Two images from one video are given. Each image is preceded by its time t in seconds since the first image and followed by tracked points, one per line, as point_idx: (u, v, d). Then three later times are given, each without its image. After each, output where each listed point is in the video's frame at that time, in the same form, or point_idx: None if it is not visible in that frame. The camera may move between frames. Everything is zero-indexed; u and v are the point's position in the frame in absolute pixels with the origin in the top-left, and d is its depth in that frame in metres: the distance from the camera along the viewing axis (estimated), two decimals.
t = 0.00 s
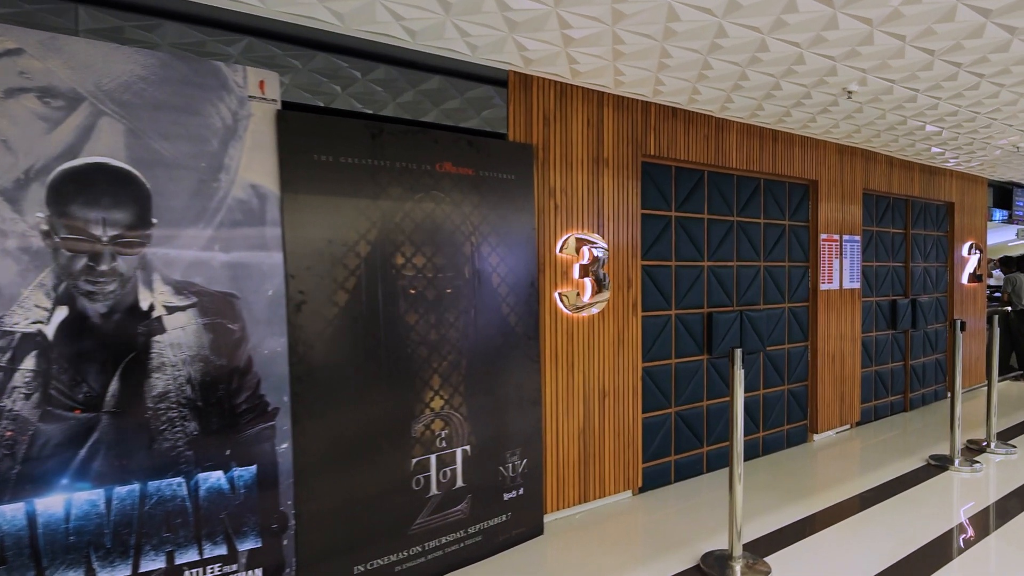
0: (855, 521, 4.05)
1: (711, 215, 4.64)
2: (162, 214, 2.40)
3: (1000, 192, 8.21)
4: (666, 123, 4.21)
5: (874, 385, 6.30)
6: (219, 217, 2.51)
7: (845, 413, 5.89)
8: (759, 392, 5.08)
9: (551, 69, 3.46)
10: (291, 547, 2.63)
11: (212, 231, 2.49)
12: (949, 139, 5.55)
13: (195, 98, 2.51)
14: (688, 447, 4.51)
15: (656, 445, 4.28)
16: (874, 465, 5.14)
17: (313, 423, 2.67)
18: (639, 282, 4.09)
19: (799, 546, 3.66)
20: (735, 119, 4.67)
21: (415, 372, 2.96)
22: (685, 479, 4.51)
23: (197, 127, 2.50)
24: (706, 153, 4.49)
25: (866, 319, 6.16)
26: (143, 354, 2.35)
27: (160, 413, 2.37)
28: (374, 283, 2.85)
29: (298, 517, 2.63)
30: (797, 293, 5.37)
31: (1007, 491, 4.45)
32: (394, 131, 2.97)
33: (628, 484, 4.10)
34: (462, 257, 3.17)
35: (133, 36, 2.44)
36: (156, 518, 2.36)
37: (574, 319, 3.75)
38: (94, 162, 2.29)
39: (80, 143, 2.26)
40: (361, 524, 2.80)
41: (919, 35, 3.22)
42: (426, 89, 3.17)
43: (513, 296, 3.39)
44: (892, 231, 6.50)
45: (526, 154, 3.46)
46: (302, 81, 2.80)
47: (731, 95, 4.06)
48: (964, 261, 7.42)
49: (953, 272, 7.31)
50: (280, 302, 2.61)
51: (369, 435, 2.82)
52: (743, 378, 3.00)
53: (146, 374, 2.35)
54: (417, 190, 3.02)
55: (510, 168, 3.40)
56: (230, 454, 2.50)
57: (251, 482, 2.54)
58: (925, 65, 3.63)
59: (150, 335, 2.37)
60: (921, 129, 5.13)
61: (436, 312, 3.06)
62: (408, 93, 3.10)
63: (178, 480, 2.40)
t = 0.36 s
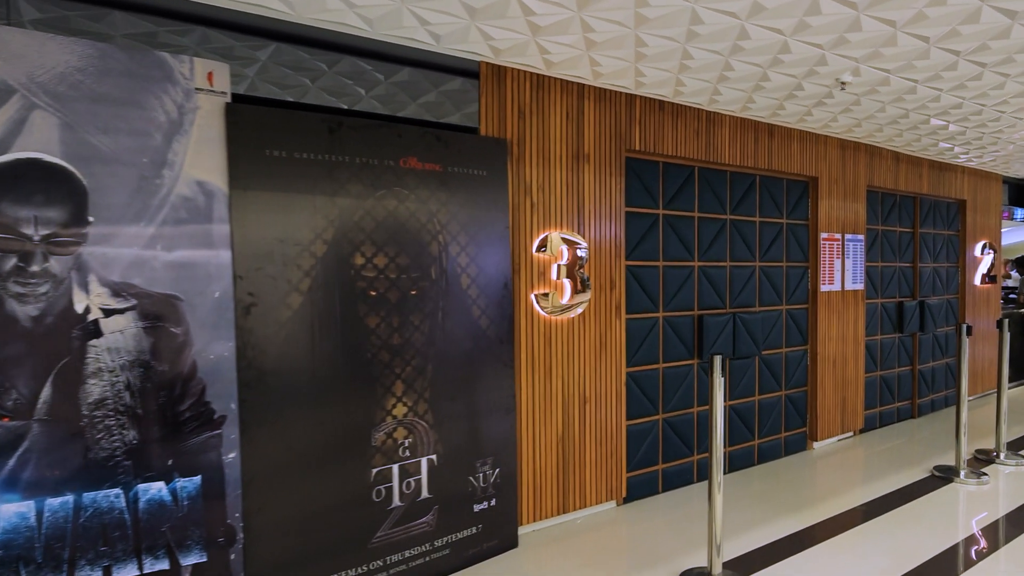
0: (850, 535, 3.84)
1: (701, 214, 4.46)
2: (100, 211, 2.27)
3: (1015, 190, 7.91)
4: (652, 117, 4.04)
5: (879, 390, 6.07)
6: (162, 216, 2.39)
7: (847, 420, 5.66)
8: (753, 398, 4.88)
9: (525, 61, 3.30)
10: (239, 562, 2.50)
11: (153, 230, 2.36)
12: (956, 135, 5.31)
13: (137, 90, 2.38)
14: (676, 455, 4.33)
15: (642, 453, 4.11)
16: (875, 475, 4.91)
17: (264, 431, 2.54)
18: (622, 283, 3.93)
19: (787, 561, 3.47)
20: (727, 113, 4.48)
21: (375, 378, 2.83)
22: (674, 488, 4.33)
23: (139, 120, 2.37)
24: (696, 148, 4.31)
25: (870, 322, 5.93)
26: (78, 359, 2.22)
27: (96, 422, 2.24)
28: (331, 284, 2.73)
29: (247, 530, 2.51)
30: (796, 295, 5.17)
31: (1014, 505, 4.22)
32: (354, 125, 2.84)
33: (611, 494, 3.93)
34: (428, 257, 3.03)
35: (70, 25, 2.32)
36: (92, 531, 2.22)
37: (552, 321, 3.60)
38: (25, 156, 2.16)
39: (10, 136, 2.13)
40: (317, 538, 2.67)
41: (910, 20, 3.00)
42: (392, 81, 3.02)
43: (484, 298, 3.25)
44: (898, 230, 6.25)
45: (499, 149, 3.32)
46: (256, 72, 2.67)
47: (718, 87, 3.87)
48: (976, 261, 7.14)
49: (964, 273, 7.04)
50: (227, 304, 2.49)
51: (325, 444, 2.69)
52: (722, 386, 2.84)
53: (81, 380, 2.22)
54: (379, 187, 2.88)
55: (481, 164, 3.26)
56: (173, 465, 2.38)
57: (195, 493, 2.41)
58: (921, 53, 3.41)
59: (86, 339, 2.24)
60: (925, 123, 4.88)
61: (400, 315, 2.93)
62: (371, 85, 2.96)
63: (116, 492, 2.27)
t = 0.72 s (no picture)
0: (847, 549, 3.61)
1: (693, 212, 4.29)
2: (38, 211, 2.16)
3: None
4: (638, 111, 3.89)
5: (886, 396, 5.83)
6: (105, 215, 2.28)
7: (852, 427, 5.44)
8: (750, 403, 4.69)
9: (498, 53, 3.16)
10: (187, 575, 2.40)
11: (95, 230, 2.26)
12: (966, 129, 5.05)
13: (79, 83, 2.27)
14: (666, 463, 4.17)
15: (628, 461, 3.96)
16: (879, 485, 4.69)
17: (214, 439, 2.44)
18: (606, 284, 3.78)
19: None
20: (720, 107, 4.30)
21: (335, 383, 2.72)
22: (663, 498, 4.16)
23: (82, 115, 2.27)
24: (686, 144, 4.15)
25: (877, 325, 5.69)
26: (13, 364, 2.12)
27: (31, 431, 2.14)
28: (288, 286, 2.62)
29: (196, 541, 2.40)
30: (795, 296, 4.96)
31: None
32: (314, 120, 2.72)
33: (595, 504, 3.79)
34: (394, 258, 2.91)
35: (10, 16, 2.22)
36: (27, 544, 2.12)
37: (530, 324, 3.47)
38: None
39: None
40: (272, 549, 2.56)
41: (900, 4, 2.76)
42: (356, 75, 2.90)
43: (455, 300, 3.12)
44: (907, 229, 6.00)
45: (471, 145, 3.19)
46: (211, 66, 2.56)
47: (705, 79, 3.68)
48: (991, 262, 6.85)
49: (978, 274, 6.76)
50: (175, 307, 2.39)
51: (281, 452, 2.58)
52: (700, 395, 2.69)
53: (15, 387, 2.12)
54: (340, 185, 2.77)
55: (452, 160, 3.13)
56: (115, 474, 2.28)
57: (139, 504, 2.31)
58: (916, 40, 3.16)
59: (22, 344, 2.14)
60: (930, 117, 4.60)
61: (363, 318, 2.81)
62: (335, 79, 2.84)
63: (54, 503, 2.17)
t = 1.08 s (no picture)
0: (843, 564, 3.40)
1: (685, 211, 4.14)
2: None
3: None
4: (624, 106, 3.74)
5: (894, 402, 5.60)
6: (49, 214, 2.21)
7: (856, 434, 5.22)
8: (746, 409, 4.51)
9: (471, 46, 3.05)
10: None
11: (38, 230, 2.19)
12: (976, 124, 4.83)
13: (22, 78, 2.20)
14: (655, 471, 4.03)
15: (614, 469, 3.81)
16: (882, 495, 4.47)
17: (163, 446, 2.35)
18: (590, 285, 3.64)
19: None
20: (713, 102, 4.14)
21: (295, 388, 2.62)
22: (652, 507, 4.01)
23: (25, 111, 2.19)
24: (675, 140, 3.99)
25: (884, 328, 5.47)
26: None
27: None
28: (244, 287, 2.53)
29: (143, 552, 2.32)
30: (794, 298, 4.78)
31: None
32: (274, 116, 2.63)
33: (578, 513, 3.64)
34: (359, 258, 2.81)
35: None
36: None
37: (507, 327, 3.34)
38: None
39: None
40: (225, 560, 2.47)
41: None
42: (320, 69, 2.79)
43: (426, 302, 3.01)
44: (916, 228, 5.76)
45: (443, 142, 3.08)
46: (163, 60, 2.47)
47: (692, 71, 3.52)
48: (1008, 262, 6.58)
49: (993, 275, 6.49)
50: (123, 309, 2.31)
51: (236, 459, 2.49)
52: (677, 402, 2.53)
53: None
54: (301, 182, 2.68)
55: (423, 157, 3.02)
56: (58, 482, 2.20)
57: (82, 513, 2.24)
58: (911, 25, 2.98)
59: None
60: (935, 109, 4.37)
61: (325, 321, 2.71)
62: (297, 73, 2.74)
63: None
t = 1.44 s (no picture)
0: None
1: (674, 209, 3.99)
2: None
3: None
4: (609, 101, 3.61)
5: (901, 408, 5.39)
6: None
7: (859, 441, 5.02)
8: (741, 414, 4.35)
9: (441, 39, 2.94)
10: None
11: None
12: (986, 118, 4.60)
13: None
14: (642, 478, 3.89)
15: (598, 476, 3.68)
16: (884, 505, 4.26)
17: (112, 452, 2.28)
18: (571, 287, 3.52)
19: None
20: (704, 96, 3.99)
21: (253, 392, 2.54)
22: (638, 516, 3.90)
23: None
24: (664, 136, 3.85)
25: (890, 330, 5.26)
26: None
27: None
28: (199, 288, 2.45)
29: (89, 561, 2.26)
30: (793, 299, 4.60)
31: None
32: (232, 112, 2.55)
33: (559, 522, 3.52)
34: (322, 259, 2.72)
35: None
36: None
37: (483, 330, 3.23)
38: None
39: None
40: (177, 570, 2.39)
41: None
42: (283, 63, 2.70)
43: (395, 303, 2.91)
44: (925, 226, 5.54)
45: (414, 138, 2.98)
46: (117, 55, 2.40)
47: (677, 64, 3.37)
48: None
49: (1009, 276, 6.22)
50: (70, 311, 2.25)
51: (189, 466, 2.42)
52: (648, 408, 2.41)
53: None
54: (261, 180, 2.60)
55: (392, 154, 2.93)
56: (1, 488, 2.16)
57: (26, 520, 2.20)
58: (901, 10, 2.79)
59: None
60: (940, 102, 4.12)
61: (286, 323, 2.63)
62: (259, 68, 2.66)
63: None
